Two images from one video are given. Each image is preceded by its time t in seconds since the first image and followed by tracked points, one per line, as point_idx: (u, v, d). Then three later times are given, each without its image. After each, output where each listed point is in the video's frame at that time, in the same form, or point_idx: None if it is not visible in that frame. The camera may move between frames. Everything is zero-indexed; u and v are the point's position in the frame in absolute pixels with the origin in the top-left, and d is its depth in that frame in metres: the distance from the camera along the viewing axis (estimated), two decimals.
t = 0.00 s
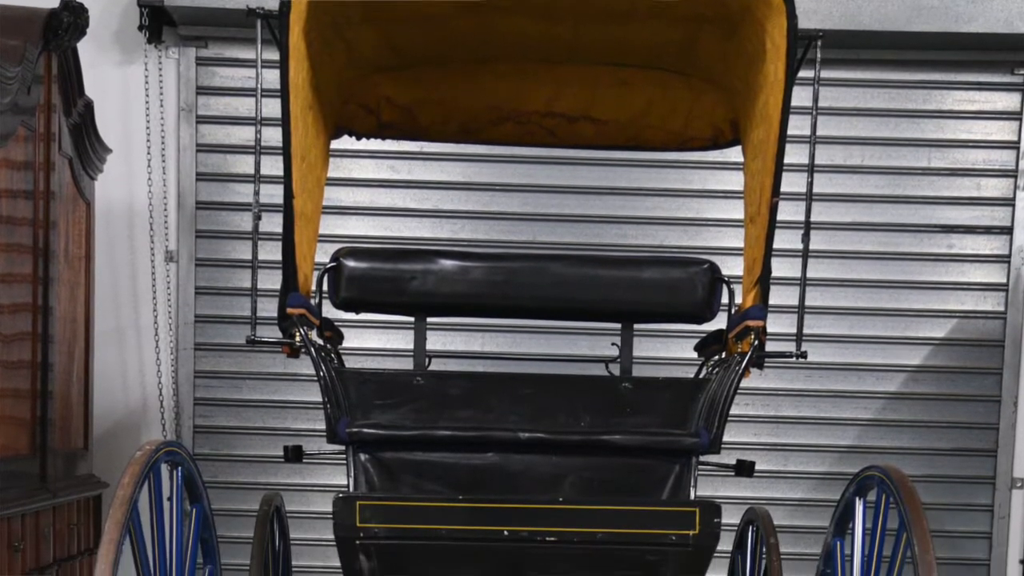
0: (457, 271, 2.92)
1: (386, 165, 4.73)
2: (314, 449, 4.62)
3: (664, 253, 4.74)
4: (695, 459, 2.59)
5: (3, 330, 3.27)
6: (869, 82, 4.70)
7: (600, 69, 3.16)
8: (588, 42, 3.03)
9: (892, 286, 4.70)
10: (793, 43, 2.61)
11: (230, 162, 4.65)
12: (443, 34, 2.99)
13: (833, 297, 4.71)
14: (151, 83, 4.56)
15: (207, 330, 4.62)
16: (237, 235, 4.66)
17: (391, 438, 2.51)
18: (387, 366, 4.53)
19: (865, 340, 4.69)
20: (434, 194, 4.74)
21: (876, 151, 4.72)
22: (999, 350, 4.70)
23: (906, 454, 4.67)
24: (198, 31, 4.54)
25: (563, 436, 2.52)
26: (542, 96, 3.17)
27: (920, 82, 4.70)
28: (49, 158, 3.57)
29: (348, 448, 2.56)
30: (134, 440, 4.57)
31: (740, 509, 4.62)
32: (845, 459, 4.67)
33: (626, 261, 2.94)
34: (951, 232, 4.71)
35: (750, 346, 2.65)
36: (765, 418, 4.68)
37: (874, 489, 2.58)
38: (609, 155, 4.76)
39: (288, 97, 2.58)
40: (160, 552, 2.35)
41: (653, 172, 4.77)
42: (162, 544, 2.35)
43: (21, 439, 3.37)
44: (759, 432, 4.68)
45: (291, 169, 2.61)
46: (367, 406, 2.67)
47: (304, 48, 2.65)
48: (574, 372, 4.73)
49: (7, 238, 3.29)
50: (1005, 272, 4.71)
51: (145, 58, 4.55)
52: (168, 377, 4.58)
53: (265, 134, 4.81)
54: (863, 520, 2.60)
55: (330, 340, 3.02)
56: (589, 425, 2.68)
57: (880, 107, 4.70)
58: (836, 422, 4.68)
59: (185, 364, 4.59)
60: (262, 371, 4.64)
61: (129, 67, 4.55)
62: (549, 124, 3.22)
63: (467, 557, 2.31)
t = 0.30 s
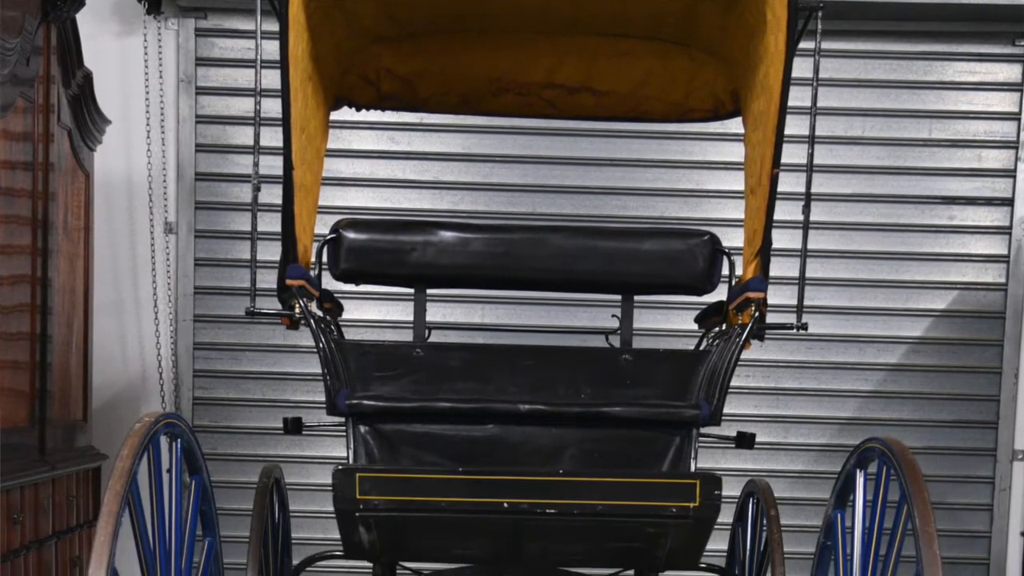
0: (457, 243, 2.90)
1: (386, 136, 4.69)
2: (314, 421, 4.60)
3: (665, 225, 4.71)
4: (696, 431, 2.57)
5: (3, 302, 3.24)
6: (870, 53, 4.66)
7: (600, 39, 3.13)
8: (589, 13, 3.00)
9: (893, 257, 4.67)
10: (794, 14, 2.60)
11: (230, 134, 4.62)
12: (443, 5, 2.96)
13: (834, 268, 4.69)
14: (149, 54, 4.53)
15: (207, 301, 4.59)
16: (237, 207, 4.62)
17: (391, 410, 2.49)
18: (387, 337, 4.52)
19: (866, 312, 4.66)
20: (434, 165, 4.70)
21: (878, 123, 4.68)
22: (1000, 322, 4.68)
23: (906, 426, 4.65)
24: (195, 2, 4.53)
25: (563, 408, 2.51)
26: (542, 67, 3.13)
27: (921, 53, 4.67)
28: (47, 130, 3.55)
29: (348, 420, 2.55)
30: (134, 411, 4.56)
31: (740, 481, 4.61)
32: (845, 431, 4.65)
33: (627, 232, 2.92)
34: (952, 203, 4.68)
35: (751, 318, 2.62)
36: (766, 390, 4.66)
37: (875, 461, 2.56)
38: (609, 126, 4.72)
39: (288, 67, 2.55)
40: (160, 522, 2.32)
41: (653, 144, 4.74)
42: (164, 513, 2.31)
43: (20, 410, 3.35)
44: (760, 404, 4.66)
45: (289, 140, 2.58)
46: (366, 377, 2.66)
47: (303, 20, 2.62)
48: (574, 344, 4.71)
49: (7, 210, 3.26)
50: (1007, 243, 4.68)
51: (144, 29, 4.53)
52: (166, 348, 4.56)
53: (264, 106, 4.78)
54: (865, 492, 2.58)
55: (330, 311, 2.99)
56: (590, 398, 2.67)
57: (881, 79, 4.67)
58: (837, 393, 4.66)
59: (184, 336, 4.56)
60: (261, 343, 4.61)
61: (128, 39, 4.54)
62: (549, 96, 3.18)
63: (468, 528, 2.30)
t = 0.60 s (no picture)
0: (457, 214, 2.88)
1: (385, 107, 4.66)
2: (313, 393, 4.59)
3: (664, 196, 4.68)
4: (697, 404, 2.56)
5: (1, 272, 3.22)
6: (872, 24, 4.62)
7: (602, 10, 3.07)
8: None
9: (893, 228, 4.65)
10: None
11: (229, 105, 4.58)
12: None
13: (836, 240, 4.66)
14: (148, 25, 4.49)
15: (207, 273, 4.56)
16: (237, 178, 4.58)
17: (390, 381, 2.48)
18: (386, 309, 4.50)
19: (867, 283, 4.64)
20: (434, 136, 4.67)
21: (880, 94, 4.64)
22: (1000, 294, 4.65)
23: (906, 397, 4.63)
24: None
25: (563, 380, 2.50)
26: (543, 39, 3.11)
27: (923, 24, 4.63)
28: (46, 100, 3.52)
29: (347, 391, 2.54)
30: (133, 382, 4.54)
31: (741, 453, 4.61)
32: (846, 403, 4.64)
33: (627, 203, 2.89)
34: (952, 174, 4.65)
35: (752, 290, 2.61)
36: (766, 361, 4.64)
37: (876, 433, 2.55)
38: (609, 97, 4.68)
39: (288, 38, 2.56)
40: (159, 494, 2.31)
41: (653, 115, 4.70)
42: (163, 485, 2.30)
43: (20, 380, 3.35)
44: (761, 376, 4.65)
45: (287, 110, 2.58)
46: (366, 348, 2.65)
47: None
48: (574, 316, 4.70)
49: (6, 180, 3.25)
50: (1008, 215, 4.66)
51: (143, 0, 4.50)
52: (165, 320, 4.55)
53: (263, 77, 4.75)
54: (865, 464, 2.57)
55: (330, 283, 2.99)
56: (589, 368, 2.65)
57: (883, 49, 4.63)
58: (838, 364, 4.64)
59: (184, 307, 4.54)
60: (261, 314, 4.58)
61: (127, 10, 4.51)
62: (549, 68, 3.18)
63: (467, 500, 2.29)
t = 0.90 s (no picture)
0: (457, 185, 2.86)
1: (385, 79, 4.62)
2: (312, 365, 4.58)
3: (665, 167, 4.65)
4: (698, 375, 2.55)
5: None
6: None
7: None
8: None
9: (893, 200, 4.62)
10: None
11: (229, 76, 4.54)
12: None
13: (836, 211, 4.64)
14: None
15: (206, 245, 4.55)
16: (236, 149, 4.55)
17: (389, 352, 2.47)
18: (386, 280, 4.49)
19: (868, 255, 4.61)
20: (434, 108, 4.64)
21: (881, 65, 4.61)
22: (1001, 265, 4.63)
23: (907, 369, 4.61)
24: None
25: (563, 351, 2.49)
26: (544, 12, 3.03)
27: None
28: (45, 72, 3.50)
29: (347, 362, 2.53)
30: (131, 354, 4.53)
31: (742, 425, 4.59)
32: (847, 374, 4.62)
33: (627, 174, 2.87)
34: (954, 146, 4.62)
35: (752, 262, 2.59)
36: (767, 333, 4.62)
37: (876, 405, 2.53)
38: (609, 68, 4.64)
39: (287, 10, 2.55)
40: (158, 467, 2.30)
41: (654, 86, 4.66)
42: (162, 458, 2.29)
43: (19, 352, 3.35)
44: (761, 347, 4.63)
45: (287, 82, 2.57)
46: (365, 320, 2.63)
47: None
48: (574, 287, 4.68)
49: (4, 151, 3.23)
50: (1009, 186, 4.63)
51: None
52: (164, 292, 4.53)
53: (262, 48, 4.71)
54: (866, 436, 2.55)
55: (330, 254, 2.97)
56: (590, 340, 2.64)
57: (883, 20, 4.59)
58: (838, 336, 4.62)
59: (183, 279, 4.53)
60: (260, 286, 4.56)
61: None
62: (549, 39, 3.13)
63: (467, 471, 2.29)
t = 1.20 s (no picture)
0: (457, 156, 2.83)
1: (385, 50, 4.59)
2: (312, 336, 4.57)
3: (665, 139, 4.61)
4: (698, 347, 2.54)
5: None
6: None
7: None
8: None
9: (893, 171, 4.60)
10: None
11: (228, 48, 4.51)
12: None
13: (837, 182, 4.61)
14: None
15: (205, 217, 4.52)
16: (236, 121, 4.52)
17: (389, 324, 2.46)
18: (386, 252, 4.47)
19: (869, 226, 4.59)
20: (434, 79, 4.60)
21: (881, 37, 4.57)
22: (1002, 237, 4.61)
23: (907, 341, 4.60)
24: None
25: (563, 323, 2.48)
26: None
27: None
28: (44, 42, 3.47)
29: (347, 334, 2.51)
30: (131, 326, 4.51)
31: (742, 396, 4.58)
32: (847, 346, 4.60)
33: (628, 145, 2.85)
34: (955, 117, 4.59)
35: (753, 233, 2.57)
36: (768, 304, 4.61)
37: (877, 377, 2.52)
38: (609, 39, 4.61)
39: None
40: (158, 437, 2.29)
41: (654, 57, 4.62)
42: (162, 428, 2.28)
43: (18, 324, 3.33)
44: (762, 319, 4.61)
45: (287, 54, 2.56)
46: (365, 292, 2.62)
47: None
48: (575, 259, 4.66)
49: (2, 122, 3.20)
50: (1011, 157, 4.60)
51: None
52: (163, 264, 4.51)
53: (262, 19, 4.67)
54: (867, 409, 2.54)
55: (330, 225, 2.95)
56: (590, 312, 2.63)
57: None
58: (839, 308, 4.60)
59: (182, 251, 4.51)
60: (260, 258, 4.55)
61: None
62: (550, 11, 3.08)
63: (468, 443, 2.28)
